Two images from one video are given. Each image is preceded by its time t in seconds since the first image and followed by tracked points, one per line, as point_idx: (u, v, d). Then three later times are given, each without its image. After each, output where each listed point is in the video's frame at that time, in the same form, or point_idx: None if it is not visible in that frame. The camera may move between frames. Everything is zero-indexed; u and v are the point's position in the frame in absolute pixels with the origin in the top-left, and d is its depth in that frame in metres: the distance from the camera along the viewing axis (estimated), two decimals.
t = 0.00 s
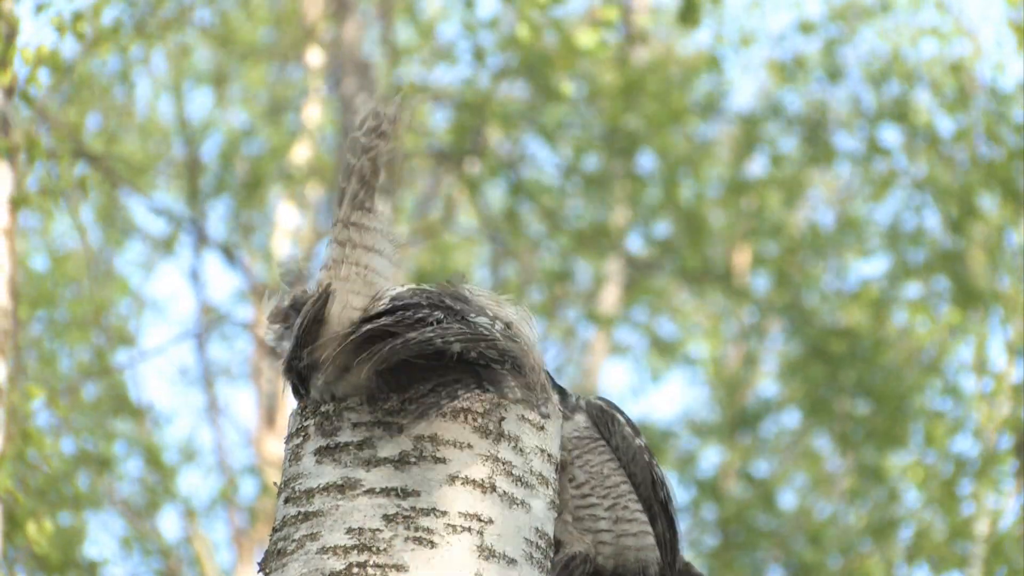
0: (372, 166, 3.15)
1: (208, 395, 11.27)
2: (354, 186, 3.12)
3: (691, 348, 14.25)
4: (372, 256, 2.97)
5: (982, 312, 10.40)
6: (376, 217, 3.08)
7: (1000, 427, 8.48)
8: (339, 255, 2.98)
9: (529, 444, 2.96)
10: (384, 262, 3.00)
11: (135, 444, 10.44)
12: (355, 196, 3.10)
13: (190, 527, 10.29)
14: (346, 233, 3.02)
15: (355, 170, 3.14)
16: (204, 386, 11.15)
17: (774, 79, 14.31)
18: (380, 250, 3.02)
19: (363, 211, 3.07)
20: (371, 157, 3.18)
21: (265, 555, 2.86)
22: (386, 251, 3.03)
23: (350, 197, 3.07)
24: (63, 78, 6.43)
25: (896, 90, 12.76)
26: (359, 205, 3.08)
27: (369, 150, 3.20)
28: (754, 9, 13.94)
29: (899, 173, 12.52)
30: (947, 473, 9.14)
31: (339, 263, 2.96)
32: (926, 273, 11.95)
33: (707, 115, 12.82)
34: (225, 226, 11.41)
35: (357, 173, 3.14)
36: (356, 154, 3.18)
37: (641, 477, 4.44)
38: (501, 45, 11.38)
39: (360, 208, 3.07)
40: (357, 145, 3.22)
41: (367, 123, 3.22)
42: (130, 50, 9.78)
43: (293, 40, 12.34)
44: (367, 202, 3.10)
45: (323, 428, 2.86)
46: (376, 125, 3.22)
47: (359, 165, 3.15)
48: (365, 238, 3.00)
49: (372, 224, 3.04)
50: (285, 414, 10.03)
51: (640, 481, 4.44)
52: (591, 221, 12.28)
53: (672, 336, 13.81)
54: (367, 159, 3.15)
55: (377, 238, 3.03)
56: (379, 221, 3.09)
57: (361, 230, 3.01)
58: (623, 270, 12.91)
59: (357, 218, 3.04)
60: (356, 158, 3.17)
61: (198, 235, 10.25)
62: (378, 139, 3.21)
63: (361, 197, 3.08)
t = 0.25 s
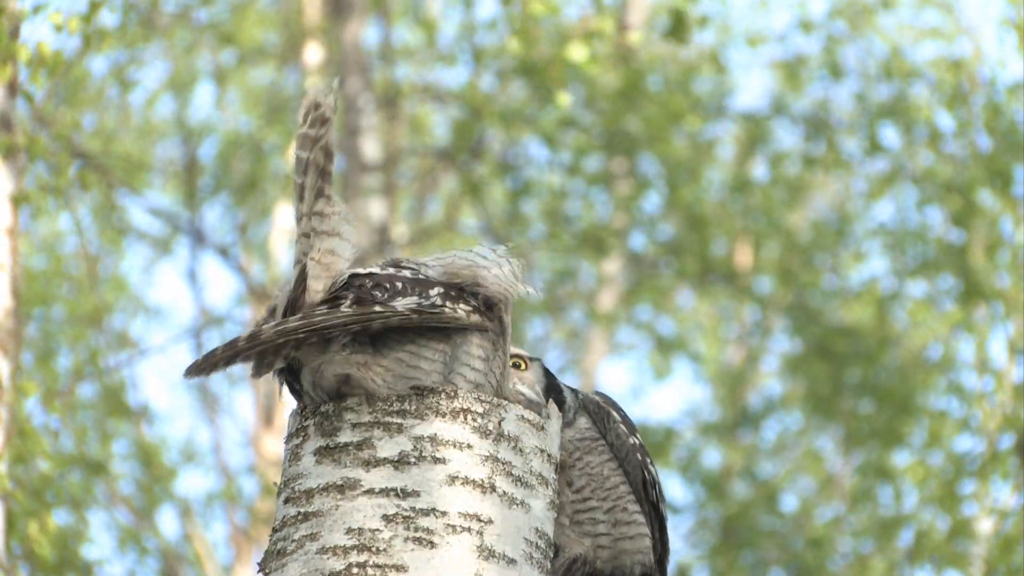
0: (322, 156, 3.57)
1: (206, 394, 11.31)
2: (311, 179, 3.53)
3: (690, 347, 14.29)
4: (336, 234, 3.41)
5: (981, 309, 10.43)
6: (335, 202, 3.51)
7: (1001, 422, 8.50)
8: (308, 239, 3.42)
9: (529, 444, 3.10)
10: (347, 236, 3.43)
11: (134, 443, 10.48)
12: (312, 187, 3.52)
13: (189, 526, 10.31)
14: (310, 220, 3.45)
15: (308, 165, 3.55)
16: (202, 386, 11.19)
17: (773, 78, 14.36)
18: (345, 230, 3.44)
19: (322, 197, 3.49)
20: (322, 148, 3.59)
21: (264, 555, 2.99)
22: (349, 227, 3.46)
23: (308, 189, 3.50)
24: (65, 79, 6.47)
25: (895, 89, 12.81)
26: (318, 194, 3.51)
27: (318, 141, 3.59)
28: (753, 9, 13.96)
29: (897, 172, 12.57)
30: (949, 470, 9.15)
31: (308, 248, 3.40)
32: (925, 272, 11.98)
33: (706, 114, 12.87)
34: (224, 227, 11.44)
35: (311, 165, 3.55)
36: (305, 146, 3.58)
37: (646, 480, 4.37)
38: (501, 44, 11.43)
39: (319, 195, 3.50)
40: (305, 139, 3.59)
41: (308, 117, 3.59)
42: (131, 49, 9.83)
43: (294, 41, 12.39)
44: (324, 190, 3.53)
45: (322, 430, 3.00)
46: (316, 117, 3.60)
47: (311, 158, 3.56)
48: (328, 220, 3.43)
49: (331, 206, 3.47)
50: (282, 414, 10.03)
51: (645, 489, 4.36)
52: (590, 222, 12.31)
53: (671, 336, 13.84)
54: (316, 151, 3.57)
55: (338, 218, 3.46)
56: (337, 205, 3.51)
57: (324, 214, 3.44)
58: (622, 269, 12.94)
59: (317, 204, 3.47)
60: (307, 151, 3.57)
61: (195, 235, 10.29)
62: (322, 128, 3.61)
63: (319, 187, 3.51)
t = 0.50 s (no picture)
0: (330, 163, 3.33)
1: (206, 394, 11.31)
2: (316, 183, 3.30)
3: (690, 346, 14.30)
4: (340, 252, 3.18)
5: (981, 310, 10.43)
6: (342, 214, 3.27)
7: (1002, 423, 8.50)
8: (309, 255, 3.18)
9: (529, 444, 3.11)
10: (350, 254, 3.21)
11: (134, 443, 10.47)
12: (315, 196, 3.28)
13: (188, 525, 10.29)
14: (313, 233, 3.21)
15: (317, 168, 3.32)
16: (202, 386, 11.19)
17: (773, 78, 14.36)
18: (347, 245, 3.23)
19: (328, 208, 3.26)
20: (329, 151, 3.36)
21: (265, 555, 3.00)
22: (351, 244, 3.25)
23: (313, 197, 3.25)
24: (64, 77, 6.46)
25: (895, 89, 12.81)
26: (323, 202, 3.26)
27: (325, 145, 3.36)
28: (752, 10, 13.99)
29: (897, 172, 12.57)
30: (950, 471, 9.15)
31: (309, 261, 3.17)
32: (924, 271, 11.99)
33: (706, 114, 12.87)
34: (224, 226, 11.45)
35: (318, 170, 3.32)
36: (314, 149, 3.35)
37: (643, 479, 4.46)
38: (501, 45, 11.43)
39: (324, 205, 3.26)
40: (314, 141, 3.36)
41: (319, 119, 3.34)
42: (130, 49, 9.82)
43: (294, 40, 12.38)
44: (330, 198, 3.28)
45: (322, 430, 3.00)
46: (327, 119, 3.35)
47: (319, 163, 3.32)
48: (331, 236, 3.20)
49: (337, 220, 3.24)
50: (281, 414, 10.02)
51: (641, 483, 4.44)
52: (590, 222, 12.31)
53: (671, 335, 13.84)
54: (324, 156, 3.32)
55: (342, 234, 3.23)
56: (343, 217, 3.28)
57: (328, 229, 3.21)
58: (623, 269, 12.93)
59: (322, 216, 3.23)
60: (314, 154, 3.33)
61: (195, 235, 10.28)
62: (332, 132, 3.37)
63: (325, 196, 3.26)
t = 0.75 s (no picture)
0: (350, 174, 3.19)
1: (205, 394, 11.33)
2: (333, 192, 3.19)
3: (688, 346, 14.32)
4: (356, 265, 3.16)
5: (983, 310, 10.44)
6: (358, 226, 3.21)
7: (1002, 423, 8.50)
8: (324, 270, 3.18)
9: (529, 444, 3.12)
10: (369, 268, 3.18)
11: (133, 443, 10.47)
12: (331, 205, 3.20)
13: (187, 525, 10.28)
14: (328, 242, 3.18)
15: (332, 175, 3.19)
16: (202, 385, 11.20)
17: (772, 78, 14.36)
18: (365, 256, 3.19)
19: (343, 220, 3.19)
20: (350, 160, 3.21)
21: (264, 555, 3.00)
22: (369, 259, 3.19)
23: (329, 207, 3.19)
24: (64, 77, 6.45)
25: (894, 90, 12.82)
26: (340, 213, 3.19)
27: (344, 153, 3.20)
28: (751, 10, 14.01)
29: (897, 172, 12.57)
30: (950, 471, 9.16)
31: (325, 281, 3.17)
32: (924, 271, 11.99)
33: (706, 115, 12.89)
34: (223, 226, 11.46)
35: (335, 178, 3.19)
36: (330, 156, 3.19)
37: (645, 481, 4.47)
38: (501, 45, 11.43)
39: (341, 217, 3.19)
40: (330, 147, 3.20)
41: (332, 126, 3.20)
42: (130, 49, 9.82)
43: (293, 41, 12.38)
44: (347, 209, 3.21)
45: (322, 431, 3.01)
46: (344, 125, 3.20)
47: (335, 173, 3.18)
48: (348, 250, 3.17)
49: (353, 233, 3.18)
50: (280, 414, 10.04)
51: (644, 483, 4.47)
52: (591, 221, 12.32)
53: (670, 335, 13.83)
54: (342, 166, 3.18)
55: (359, 248, 3.18)
56: (360, 228, 3.21)
57: (344, 242, 3.17)
58: (622, 269, 12.93)
59: (338, 228, 3.19)
60: (330, 162, 3.19)
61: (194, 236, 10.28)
62: (352, 144, 3.20)
63: (341, 208, 3.19)
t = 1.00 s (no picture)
0: (366, 174, 3.23)
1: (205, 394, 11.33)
2: (347, 192, 3.22)
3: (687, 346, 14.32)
4: (366, 267, 3.18)
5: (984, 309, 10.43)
6: (371, 226, 3.22)
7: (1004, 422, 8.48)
8: (332, 269, 3.17)
9: (529, 444, 3.13)
10: (377, 269, 3.21)
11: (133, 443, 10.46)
12: (345, 205, 3.21)
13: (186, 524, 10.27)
14: (340, 241, 3.17)
15: (349, 176, 3.22)
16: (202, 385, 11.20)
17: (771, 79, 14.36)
18: (377, 258, 3.21)
19: (358, 219, 3.19)
20: (364, 161, 3.26)
21: (264, 556, 3.00)
22: (380, 260, 3.22)
23: (344, 205, 3.19)
24: (63, 75, 6.44)
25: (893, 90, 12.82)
26: (354, 212, 3.20)
27: (361, 154, 3.26)
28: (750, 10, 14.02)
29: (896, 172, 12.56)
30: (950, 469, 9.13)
31: (332, 282, 3.16)
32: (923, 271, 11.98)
33: (706, 114, 12.88)
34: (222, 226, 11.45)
35: (351, 179, 3.22)
36: (346, 158, 3.25)
37: (644, 480, 4.41)
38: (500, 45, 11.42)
39: (355, 215, 3.19)
40: (347, 148, 3.28)
41: (355, 128, 3.27)
42: (129, 47, 9.80)
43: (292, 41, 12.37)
44: (361, 208, 3.22)
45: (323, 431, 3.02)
46: (364, 127, 3.27)
47: (352, 174, 3.22)
48: (361, 250, 3.18)
49: (368, 234, 3.19)
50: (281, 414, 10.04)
51: (642, 482, 4.40)
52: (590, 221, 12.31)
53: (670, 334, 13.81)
54: (360, 166, 3.22)
55: (371, 249, 3.20)
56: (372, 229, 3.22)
57: (359, 241, 3.17)
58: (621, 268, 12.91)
59: (352, 226, 3.18)
60: (348, 163, 3.23)
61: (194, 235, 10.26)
62: (369, 144, 3.27)
63: (356, 206, 3.20)
